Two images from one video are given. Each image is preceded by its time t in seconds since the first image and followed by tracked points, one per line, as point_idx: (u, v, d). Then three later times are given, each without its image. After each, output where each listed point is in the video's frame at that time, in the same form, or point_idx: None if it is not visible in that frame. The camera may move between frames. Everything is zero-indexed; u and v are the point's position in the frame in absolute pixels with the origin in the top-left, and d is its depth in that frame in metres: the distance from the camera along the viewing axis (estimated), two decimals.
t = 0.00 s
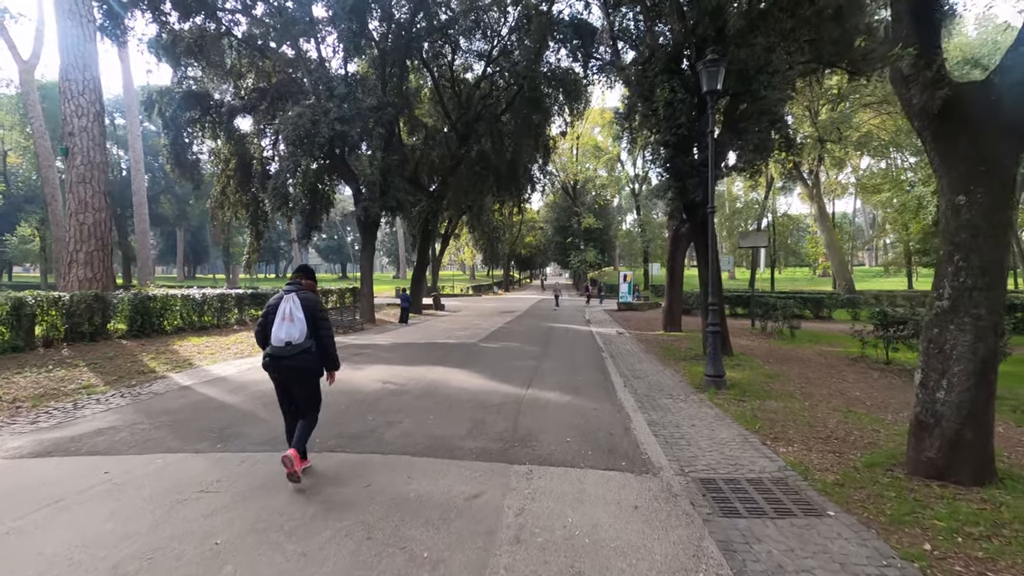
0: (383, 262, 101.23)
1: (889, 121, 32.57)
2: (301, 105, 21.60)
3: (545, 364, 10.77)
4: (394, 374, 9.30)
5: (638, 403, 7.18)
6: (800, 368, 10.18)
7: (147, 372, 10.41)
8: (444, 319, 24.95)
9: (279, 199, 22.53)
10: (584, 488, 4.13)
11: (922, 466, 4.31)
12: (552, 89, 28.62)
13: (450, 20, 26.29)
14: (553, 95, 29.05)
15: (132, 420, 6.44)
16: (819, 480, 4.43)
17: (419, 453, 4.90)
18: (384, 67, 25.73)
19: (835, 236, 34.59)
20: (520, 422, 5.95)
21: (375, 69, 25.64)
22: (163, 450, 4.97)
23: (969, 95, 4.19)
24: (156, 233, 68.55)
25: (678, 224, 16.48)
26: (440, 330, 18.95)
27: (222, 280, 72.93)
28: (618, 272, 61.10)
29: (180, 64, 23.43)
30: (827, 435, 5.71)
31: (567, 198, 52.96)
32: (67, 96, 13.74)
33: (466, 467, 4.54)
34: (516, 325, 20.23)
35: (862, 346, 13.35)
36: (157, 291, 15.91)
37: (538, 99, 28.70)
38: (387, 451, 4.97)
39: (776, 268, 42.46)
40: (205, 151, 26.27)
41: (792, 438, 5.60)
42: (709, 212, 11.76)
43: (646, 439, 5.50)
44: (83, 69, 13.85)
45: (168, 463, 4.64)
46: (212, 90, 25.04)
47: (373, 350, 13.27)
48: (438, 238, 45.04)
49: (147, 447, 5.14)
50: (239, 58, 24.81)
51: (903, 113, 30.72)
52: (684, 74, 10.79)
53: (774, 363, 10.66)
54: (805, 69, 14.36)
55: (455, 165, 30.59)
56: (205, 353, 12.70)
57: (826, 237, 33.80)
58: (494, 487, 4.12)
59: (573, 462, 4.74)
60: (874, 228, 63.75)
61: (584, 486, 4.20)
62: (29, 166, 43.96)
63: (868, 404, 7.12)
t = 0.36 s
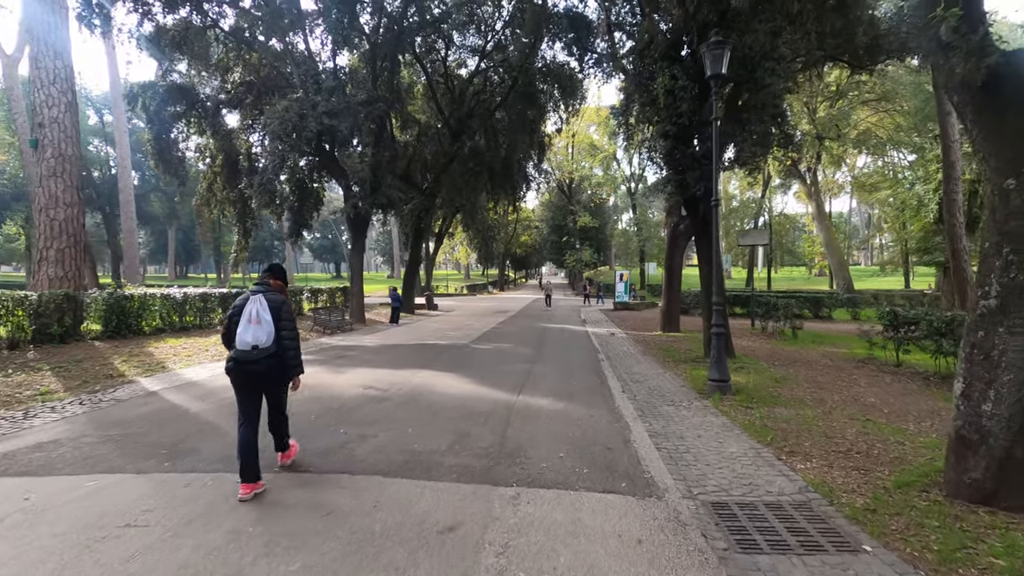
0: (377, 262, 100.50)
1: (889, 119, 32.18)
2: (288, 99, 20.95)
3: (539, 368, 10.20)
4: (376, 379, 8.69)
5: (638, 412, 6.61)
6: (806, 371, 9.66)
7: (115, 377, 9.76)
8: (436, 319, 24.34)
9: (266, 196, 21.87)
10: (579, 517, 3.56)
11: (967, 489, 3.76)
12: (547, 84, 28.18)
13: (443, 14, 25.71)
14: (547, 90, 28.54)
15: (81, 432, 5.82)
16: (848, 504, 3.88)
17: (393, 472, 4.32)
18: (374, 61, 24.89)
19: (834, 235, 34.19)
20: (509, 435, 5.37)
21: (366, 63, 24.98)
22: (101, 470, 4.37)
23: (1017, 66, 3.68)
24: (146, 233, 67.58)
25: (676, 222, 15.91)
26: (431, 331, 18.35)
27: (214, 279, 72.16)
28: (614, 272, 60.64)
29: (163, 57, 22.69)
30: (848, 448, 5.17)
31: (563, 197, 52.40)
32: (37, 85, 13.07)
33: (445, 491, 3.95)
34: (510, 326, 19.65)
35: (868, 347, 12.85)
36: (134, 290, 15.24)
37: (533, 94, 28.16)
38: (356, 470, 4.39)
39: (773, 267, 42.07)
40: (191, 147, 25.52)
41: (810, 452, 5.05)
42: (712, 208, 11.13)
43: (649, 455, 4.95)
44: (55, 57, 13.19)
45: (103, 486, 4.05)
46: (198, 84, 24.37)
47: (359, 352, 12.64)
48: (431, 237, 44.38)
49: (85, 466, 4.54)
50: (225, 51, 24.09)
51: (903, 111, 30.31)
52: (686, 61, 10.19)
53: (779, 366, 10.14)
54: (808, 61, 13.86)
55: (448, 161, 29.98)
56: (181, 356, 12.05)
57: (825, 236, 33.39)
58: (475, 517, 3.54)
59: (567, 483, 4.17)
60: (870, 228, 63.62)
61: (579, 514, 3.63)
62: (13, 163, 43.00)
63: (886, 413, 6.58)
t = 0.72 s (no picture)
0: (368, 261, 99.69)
1: (882, 118, 32.00)
2: (272, 92, 20.30)
3: (530, 373, 9.68)
4: (355, 385, 8.14)
5: (636, 424, 6.11)
6: (810, 376, 9.21)
7: (77, 383, 9.13)
8: (425, 320, 23.72)
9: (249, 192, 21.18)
10: (572, 559, 3.05)
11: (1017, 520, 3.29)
12: (539, 80, 27.82)
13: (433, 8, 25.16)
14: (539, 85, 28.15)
15: (20, 448, 5.24)
16: (880, 538, 3.39)
17: (360, 500, 3.78)
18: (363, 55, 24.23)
19: (828, 235, 33.98)
20: (495, 453, 4.84)
21: (355, 58, 24.37)
22: (25, 498, 3.80)
23: None
24: (133, 231, 66.38)
25: (670, 220, 15.60)
26: (419, 332, 17.77)
27: (201, 278, 71.11)
28: (607, 272, 60.22)
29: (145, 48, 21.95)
30: (868, 465, 4.70)
31: (555, 196, 51.92)
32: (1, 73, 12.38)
33: (418, 524, 3.42)
34: (501, 328, 19.10)
35: (870, 350, 12.42)
36: (107, 290, 14.56)
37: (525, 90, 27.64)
38: (318, 497, 3.84)
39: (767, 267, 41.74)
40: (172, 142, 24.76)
41: (827, 471, 4.56)
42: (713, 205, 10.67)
43: (650, 476, 4.44)
44: (20, 44, 12.51)
45: (18, 518, 3.47)
46: (179, 77, 23.52)
47: (341, 356, 12.07)
48: (422, 237, 43.72)
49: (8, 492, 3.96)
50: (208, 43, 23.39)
51: (897, 110, 30.14)
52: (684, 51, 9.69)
53: (780, 370, 9.68)
54: (808, 54, 13.45)
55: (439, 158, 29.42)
56: (152, 359, 11.44)
57: (818, 236, 33.13)
58: (450, 559, 3.01)
59: (558, 513, 3.65)
60: (861, 228, 63.76)
61: (572, 554, 3.11)
62: None
63: (903, 423, 6.11)
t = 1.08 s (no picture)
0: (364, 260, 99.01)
1: (884, 114, 31.54)
2: (260, 86, 19.64)
3: (527, 378, 9.06)
4: (336, 394, 7.51)
5: (645, 440, 5.51)
6: (823, 381, 8.63)
7: (40, 391, 8.49)
8: (419, 321, 23.10)
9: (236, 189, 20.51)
10: None
11: None
12: (537, 76, 27.27)
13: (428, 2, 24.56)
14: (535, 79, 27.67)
15: None
16: None
17: (323, 544, 3.17)
18: (355, 49, 23.58)
19: (828, 233, 33.53)
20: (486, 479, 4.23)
21: (347, 52, 23.73)
22: None
23: None
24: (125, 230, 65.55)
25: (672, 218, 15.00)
26: (412, 333, 17.15)
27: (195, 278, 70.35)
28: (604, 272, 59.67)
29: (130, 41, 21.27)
30: (912, 492, 4.12)
31: (553, 195, 51.34)
32: None
33: None
34: (497, 328, 18.50)
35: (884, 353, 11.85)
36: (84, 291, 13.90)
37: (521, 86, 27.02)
38: (274, 540, 3.22)
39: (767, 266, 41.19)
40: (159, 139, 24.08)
41: (867, 500, 3.98)
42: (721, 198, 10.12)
43: (665, 507, 3.84)
44: None
45: None
46: (165, 71, 22.63)
47: (327, 359, 11.43)
48: (418, 236, 43.11)
49: None
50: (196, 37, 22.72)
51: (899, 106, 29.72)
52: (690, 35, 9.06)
53: (792, 376, 9.10)
54: (817, 44, 12.89)
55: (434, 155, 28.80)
56: (127, 365, 10.79)
57: (819, 234, 32.73)
58: None
59: (559, 560, 3.05)
60: (860, 228, 63.33)
61: None
62: None
63: (939, 438, 5.53)
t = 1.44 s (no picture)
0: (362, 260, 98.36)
1: (888, 111, 31.02)
2: (247, 78, 19.02)
3: (519, 382, 8.50)
4: (311, 400, 6.93)
5: (646, 454, 4.93)
6: (837, 385, 8.06)
7: None
8: (413, 321, 22.51)
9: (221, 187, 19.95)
10: None
11: None
12: (534, 71, 26.70)
13: None
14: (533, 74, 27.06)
15: None
16: None
17: None
18: (347, 43, 22.98)
19: (831, 232, 33.00)
20: (464, 505, 3.67)
21: (339, 46, 23.16)
22: None
23: None
24: (120, 230, 64.78)
25: (673, 213, 14.78)
26: (404, 334, 16.56)
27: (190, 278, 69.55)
28: (603, 271, 59.11)
29: (116, 33, 20.66)
30: (960, 519, 3.53)
31: (551, 193, 50.79)
32: None
33: None
34: (492, 329, 17.92)
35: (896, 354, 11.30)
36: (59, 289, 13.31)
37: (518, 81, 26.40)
38: None
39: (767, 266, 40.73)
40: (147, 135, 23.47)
41: (907, 529, 3.42)
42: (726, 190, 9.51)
43: (671, 538, 3.27)
44: None
45: None
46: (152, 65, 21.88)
47: (310, 361, 10.83)
48: (414, 235, 42.49)
49: None
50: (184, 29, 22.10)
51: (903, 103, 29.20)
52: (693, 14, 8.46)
53: (803, 380, 8.53)
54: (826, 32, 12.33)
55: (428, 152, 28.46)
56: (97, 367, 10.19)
57: (822, 233, 32.18)
58: None
59: None
60: (861, 227, 62.81)
61: None
62: None
63: (976, 453, 4.94)
